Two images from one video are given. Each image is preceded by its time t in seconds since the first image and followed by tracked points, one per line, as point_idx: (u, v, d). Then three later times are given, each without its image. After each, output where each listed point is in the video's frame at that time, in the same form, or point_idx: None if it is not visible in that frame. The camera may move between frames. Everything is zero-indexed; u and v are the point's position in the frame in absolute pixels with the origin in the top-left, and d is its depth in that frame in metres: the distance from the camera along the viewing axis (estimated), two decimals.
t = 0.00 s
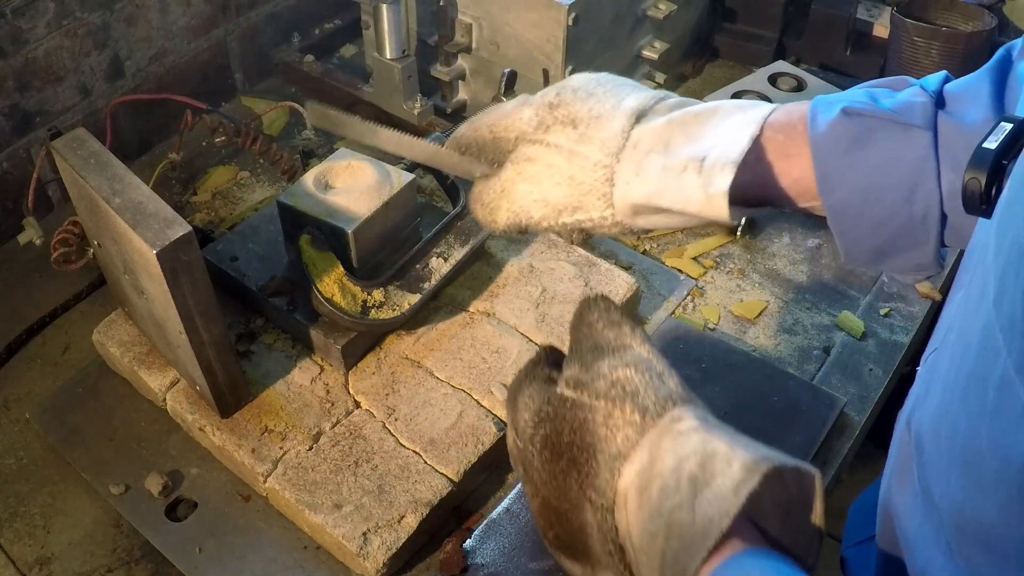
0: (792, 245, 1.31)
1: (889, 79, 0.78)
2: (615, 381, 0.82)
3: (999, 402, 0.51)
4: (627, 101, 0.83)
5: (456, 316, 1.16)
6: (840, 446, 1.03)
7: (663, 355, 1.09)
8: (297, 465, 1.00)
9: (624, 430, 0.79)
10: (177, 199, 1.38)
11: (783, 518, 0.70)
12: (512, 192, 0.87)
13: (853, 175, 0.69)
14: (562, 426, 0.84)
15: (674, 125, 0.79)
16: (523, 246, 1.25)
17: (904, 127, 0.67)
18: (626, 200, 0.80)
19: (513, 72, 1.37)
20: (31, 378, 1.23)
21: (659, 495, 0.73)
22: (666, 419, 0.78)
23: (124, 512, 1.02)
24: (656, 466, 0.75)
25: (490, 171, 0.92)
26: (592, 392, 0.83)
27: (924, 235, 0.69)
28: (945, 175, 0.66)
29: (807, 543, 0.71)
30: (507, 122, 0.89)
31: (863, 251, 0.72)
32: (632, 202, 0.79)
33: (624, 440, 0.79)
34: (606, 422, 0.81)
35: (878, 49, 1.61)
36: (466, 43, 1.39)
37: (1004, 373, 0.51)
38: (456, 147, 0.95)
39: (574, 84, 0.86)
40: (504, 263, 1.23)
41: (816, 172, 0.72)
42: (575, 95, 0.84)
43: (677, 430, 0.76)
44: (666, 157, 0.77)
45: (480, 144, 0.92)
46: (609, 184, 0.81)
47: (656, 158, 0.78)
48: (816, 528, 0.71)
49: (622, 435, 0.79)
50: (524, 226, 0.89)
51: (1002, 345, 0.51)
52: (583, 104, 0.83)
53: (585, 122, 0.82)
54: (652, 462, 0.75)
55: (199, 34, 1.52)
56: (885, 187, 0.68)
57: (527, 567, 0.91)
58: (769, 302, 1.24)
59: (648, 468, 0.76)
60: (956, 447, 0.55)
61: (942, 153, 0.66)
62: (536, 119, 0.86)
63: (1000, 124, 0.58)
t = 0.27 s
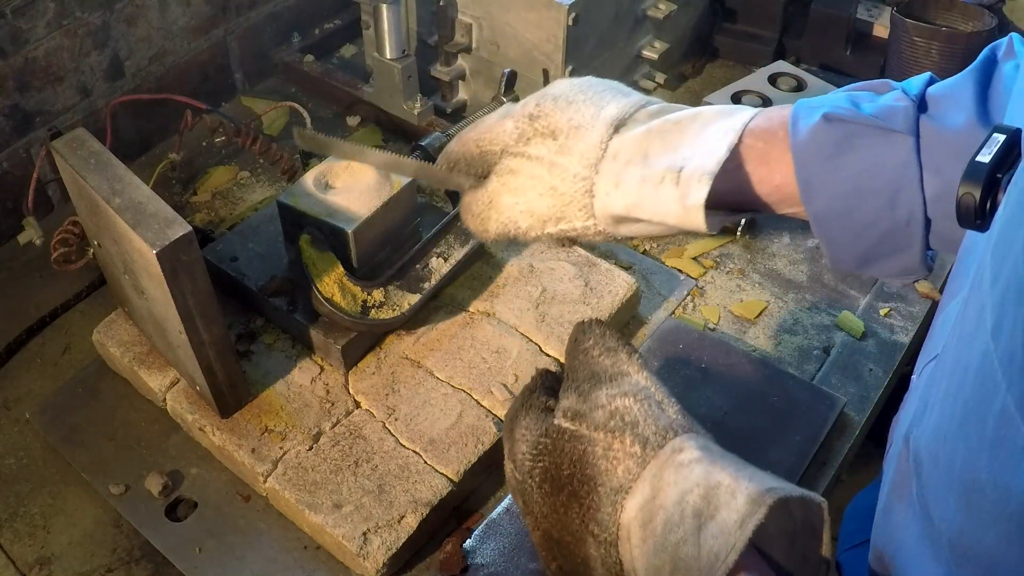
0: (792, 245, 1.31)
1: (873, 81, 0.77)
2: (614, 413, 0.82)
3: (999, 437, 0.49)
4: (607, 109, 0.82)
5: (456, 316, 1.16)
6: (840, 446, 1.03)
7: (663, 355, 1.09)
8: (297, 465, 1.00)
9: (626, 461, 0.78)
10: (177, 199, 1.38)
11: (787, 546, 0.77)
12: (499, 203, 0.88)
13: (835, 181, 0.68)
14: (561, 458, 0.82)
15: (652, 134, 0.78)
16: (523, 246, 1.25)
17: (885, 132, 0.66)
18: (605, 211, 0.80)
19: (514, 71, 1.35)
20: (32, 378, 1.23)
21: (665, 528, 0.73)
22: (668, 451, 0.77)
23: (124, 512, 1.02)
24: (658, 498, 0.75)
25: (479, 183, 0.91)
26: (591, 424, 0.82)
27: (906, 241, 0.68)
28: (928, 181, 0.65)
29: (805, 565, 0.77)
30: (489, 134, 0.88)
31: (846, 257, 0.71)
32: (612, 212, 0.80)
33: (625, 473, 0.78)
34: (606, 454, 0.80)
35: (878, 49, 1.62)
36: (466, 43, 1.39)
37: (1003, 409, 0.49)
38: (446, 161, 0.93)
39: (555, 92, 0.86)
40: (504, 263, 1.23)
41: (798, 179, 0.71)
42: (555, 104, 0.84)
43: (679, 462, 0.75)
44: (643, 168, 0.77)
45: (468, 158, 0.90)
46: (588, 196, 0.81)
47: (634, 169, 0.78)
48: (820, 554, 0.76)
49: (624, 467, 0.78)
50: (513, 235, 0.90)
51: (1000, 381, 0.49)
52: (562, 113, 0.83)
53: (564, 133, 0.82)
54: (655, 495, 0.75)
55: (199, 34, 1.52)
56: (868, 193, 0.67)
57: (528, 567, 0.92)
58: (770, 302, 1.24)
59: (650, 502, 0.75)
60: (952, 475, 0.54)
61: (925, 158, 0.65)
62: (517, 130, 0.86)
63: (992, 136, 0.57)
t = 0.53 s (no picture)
0: (792, 245, 1.31)
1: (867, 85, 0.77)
2: (609, 422, 0.82)
3: (995, 449, 0.50)
4: (594, 116, 0.82)
5: (456, 316, 1.16)
6: (840, 446, 1.03)
7: (663, 355, 1.09)
8: (297, 465, 1.00)
9: (621, 470, 0.78)
10: (177, 199, 1.38)
11: (785, 552, 0.77)
12: (486, 211, 0.88)
13: (830, 186, 0.68)
14: (557, 468, 0.83)
15: (641, 141, 0.78)
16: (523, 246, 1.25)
17: (878, 138, 0.66)
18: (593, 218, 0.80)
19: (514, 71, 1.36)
20: (32, 378, 1.23)
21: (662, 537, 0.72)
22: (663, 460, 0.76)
23: (124, 512, 1.02)
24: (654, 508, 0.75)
25: (464, 188, 0.90)
26: (586, 434, 0.82)
27: (901, 244, 0.68)
28: (921, 184, 0.65)
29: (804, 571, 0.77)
30: (477, 141, 0.88)
31: (841, 261, 0.70)
32: (601, 221, 0.80)
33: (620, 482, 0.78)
34: (601, 463, 0.80)
35: (878, 49, 1.63)
36: (466, 43, 1.39)
37: (999, 422, 0.49)
38: (432, 167, 0.93)
39: (541, 97, 0.86)
40: (504, 263, 1.23)
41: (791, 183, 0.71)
42: (542, 110, 0.84)
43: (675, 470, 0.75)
44: (631, 176, 0.77)
45: (454, 162, 0.91)
46: (576, 205, 0.81)
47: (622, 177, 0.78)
48: (819, 562, 0.76)
49: (620, 475, 0.78)
50: (501, 244, 0.89)
51: (996, 395, 0.49)
52: (550, 120, 0.83)
53: (551, 141, 0.82)
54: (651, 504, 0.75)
55: (199, 34, 1.52)
56: (863, 197, 0.67)
57: (527, 566, 0.93)
58: (770, 302, 1.23)
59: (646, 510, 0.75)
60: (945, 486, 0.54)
61: (920, 161, 0.65)
62: (504, 138, 0.86)
63: (985, 143, 0.57)
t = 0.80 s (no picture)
0: (792, 245, 1.31)
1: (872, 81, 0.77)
2: (608, 428, 0.82)
3: (994, 453, 0.50)
4: (609, 110, 0.82)
5: (456, 316, 1.16)
6: (840, 445, 1.03)
7: (662, 355, 1.09)
8: (297, 465, 1.00)
9: (621, 474, 0.78)
10: (177, 199, 1.38)
11: (785, 556, 0.78)
12: (490, 201, 0.89)
13: (843, 181, 0.68)
14: (556, 474, 0.82)
15: (658, 136, 0.78)
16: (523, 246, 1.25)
17: (892, 134, 0.66)
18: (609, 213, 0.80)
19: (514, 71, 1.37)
20: (32, 378, 1.23)
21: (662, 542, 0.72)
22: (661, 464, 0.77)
23: (124, 512, 1.02)
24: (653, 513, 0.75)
25: (464, 178, 0.93)
26: (584, 439, 0.82)
27: (911, 241, 0.68)
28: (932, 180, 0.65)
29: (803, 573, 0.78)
30: (486, 131, 0.89)
31: (849, 255, 0.70)
32: (617, 217, 0.80)
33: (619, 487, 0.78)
34: (600, 469, 0.80)
35: (877, 49, 1.62)
36: (466, 43, 1.39)
37: (996, 427, 0.50)
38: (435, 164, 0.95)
39: (555, 90, 0.86)
40: (503, 263, 1.23)
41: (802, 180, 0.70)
42: (556, 101, 0.84)
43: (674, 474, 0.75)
44: (648, 169, 0.77)
45: (458, 155, 0.92)
46: (591, 199, 0.81)
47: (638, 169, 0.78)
48: (819, 566, 0.76)
49: (620, 480, 0.78)
50: (504, 235, 0.90)
51: (993, 399, 0.49)
52: (564, 111, 0.83)
53: (567, 133, 0.82)
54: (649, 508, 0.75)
55: (199, 34, 1.52)
56: (871, 194, 0.67)
57: (527, 566, 0.93)
58: (770, 302, 1.24)
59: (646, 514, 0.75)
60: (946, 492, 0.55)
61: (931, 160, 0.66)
62: (516, 128, 0.86)
63: (978, 146, 0.58)
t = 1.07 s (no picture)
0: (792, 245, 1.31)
1: (857, 76, 0.77)
2: (607, 432, 0.81)
3: (1000, 456, 0.50)
4: (590, 113, 0.82)
5: (456, 316, 1.16)
6: (840, 445, 1.03)
7: (662, 355, 1.09)
8: (297, 465, 1.00)
9: (621, 479, 0.78)
10: (177, 199, 1.38)
11: (787, 559, 0.77)
12: (482, 211, 0.89)
13: (824, 177, 0.68)
14: (555, 479, 0.82)
15: (639, 136, 0.78)
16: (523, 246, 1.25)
17: (873, 129, 0.66)
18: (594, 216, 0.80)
19: (514, 71, 1.36)
20: (32, 378, 1.23)
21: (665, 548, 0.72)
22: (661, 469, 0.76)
23: (124, 512, 1.02)
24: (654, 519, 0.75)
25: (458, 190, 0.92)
26: (584, 443, 0.81)
27: (894, 235, 0.67)
28: (914, 175, 0.65)
29: None
30: (473, 143, 0.89)
31: (834, 251, 0.70)
32: (600, 218, 0.80)
33: (619, 492, 0.78)
34: (600, 474, 0.79)
35: (877, 49, 1.62)
36: (466, 43, 1.39)
37: (1004, 431, 0.49)
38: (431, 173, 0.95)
39: (537, 96, 0.85)
40: (503, 263, 1.23)
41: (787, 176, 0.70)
42: (537, 108, 0.84)
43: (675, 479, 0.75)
44: (630, 172, 0.77)
45: (453, 169, 0.92)
46: (576, 202, 0.81)
47: (621, 173, 0.78)
48: (821, 568, 0.76)
49: (620, 484, 0.78)
50: (498, 241, 0.90)
51: (1001, 403, 0.49)
52: (544, 118, 0.82)
53: (549, 138, 0.82)
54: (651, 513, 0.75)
55: (199, 34, 1.52)
56: (855, 189, 0.67)
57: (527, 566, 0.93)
58: (769, 302, 1.23)
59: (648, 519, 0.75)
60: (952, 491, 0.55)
61: (914, 153, 0.65)
62: (501, 137, 0.86)
63: (977, 145, 0.57)
